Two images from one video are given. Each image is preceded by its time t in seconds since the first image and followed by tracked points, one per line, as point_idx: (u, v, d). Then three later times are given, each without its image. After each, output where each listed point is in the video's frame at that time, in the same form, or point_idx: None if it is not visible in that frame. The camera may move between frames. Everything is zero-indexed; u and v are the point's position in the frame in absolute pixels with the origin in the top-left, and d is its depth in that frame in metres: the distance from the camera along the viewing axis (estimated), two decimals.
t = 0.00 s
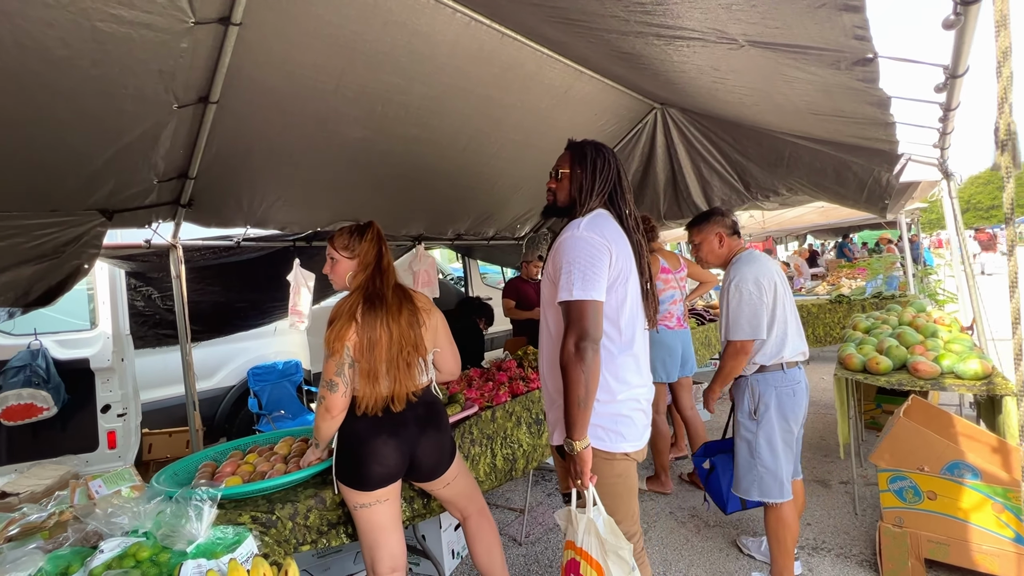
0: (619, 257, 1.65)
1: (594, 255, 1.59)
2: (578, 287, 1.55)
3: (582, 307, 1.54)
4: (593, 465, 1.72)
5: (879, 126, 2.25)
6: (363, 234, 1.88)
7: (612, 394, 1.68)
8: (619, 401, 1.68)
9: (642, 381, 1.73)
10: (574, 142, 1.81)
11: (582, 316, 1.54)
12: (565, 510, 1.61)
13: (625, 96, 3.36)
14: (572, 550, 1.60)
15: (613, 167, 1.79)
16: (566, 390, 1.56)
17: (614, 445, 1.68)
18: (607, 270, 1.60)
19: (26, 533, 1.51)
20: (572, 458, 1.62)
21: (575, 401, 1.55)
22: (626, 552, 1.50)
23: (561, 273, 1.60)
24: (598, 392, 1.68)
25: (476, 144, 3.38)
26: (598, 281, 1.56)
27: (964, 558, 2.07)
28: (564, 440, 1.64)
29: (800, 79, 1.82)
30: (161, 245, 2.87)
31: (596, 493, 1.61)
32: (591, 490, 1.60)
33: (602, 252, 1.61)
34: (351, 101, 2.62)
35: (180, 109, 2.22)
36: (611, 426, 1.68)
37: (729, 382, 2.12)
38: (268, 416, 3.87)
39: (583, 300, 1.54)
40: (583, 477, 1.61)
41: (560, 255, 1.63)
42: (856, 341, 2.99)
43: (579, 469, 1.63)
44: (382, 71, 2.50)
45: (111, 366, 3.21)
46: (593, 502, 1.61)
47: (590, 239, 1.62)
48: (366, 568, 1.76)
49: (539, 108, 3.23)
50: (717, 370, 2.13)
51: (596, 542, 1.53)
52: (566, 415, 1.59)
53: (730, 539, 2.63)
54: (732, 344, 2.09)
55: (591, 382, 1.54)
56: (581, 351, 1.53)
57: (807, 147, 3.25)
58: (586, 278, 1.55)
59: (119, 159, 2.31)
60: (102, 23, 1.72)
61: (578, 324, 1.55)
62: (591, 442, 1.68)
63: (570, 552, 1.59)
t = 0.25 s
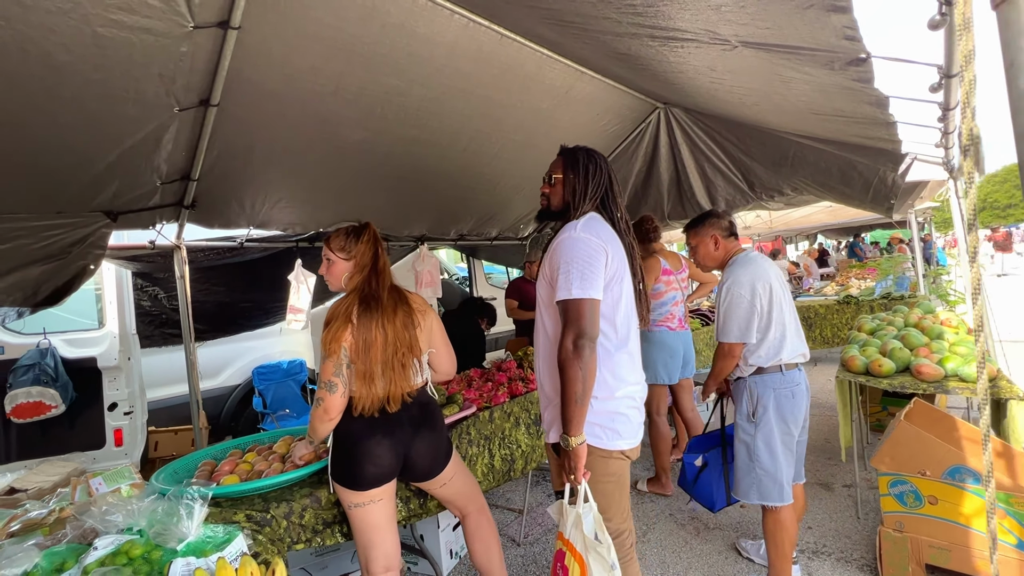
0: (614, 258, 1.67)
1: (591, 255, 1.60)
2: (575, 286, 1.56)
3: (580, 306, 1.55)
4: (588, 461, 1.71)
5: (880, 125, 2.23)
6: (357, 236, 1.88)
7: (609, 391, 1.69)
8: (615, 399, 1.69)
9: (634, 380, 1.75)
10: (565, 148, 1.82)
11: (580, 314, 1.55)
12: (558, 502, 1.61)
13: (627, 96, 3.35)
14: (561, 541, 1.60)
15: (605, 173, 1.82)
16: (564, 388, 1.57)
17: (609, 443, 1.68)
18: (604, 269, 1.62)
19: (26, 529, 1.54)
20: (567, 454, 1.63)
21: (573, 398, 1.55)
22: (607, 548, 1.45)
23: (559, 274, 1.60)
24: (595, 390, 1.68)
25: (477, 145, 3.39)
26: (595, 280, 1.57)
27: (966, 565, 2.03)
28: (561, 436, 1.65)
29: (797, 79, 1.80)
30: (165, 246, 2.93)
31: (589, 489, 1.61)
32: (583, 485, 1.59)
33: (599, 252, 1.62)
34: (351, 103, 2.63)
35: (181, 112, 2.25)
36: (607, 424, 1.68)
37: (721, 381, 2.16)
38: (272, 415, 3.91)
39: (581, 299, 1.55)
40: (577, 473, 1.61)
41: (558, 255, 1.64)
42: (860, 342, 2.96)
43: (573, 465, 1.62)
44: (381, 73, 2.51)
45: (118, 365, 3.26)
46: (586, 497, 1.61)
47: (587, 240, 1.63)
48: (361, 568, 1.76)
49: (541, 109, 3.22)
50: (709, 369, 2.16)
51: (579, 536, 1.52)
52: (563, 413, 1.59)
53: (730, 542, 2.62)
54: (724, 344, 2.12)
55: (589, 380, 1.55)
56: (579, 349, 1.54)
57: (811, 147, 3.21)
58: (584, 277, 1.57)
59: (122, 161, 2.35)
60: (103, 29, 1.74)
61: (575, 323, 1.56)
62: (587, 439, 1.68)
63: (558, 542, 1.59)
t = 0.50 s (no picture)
0: (611, 258, 1.70)
1: (590, 254, 1.63)
2: (574, 283, 1.58)
3: (578, 303, 1.57)
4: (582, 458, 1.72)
5: (881, 125, 2.20)
6: (352, 238, 1.90)
7: (606, 387, 1.70)
8: (610, 395, 1.71)
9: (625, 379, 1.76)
10: (556, 157, 1.84)
11: (578, 311, 1.56)
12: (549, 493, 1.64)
13: (629, 97, 3.34)
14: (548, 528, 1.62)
15: (597, 180, 1.83)
16: (562, 383, 1.58)
17: (603, 438, 1.70)
18: (602, 268, 1.64)
19: (33, 522, 1.59)
20: (562, 448, 1.64)
21: (572, 393, 1.56)
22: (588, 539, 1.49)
23: (559, 271, 1.62)
24: (594, 387, 1.70)
25: (479, 146, 3.41)
26: (594, 278, 1.59)
27: (965, 570, 2.03)
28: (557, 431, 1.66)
29: (792, 80, 1.79)
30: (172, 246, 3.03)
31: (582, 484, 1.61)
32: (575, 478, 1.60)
33: (596, 252, 1.64)
34: (353, 105, 2.66)
35: (185, 116, 2.30)
36: (604, 421, 1.70)
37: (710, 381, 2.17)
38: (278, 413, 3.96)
39: (581, 296, 1.57)
40: (571, 467, 1.62)
41: (557, 253, 1.65)
42: (863, 344, 2.93)
43: (569, 458, 1.63)
44: (382, 76, 2.53)
45: (128, 363, 3.36)
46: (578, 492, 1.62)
47: (586, 239, 1.66)
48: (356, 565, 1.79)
49: (543, 110, 3.22)
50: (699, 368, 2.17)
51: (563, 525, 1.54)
52: (561, 408, 1.60)
53: (728, 544, 2.61)
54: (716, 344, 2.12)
55: (587, 376, 1.56)
56: (578, 345, 1.55)
57: (815, 146, 3.18)
58: (584, 274, 1.59)
59: (129, 164, 2.41)
60: (107, 36, 1.77)
61: (573, 320, 1.57)
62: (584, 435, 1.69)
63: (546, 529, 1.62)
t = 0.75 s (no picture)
0: (608, 260, 1.71)
1: (589, 254, 1.64)
2: (573, 282, 1.59)
3: (577, 302, 1.58)
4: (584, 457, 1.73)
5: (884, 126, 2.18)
6: (350, 240, 1.93)
7: (607, 387, 1.71)
8: (610, 394, 1.71)
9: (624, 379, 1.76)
10: (552, 163, 1.85)
11: (577, 309, 1.57)
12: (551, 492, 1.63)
13: (633, 98, 3.33)
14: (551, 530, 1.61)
15: (593, 186, 1.84)
16: (562, 381, 1.58)
17: (603, 438, 1.70)
18: (600, 268, 1.64)
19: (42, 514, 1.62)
20: (563, 445, 1.64)
21: (573, 391, 1.57)
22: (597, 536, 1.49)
23: (558, 271, 1.63)
24: (595, 386, 1.70)
25: (482, 148, 3.42)
26: (593, 277, 1.60)
27: None
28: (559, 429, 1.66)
29: (791, 82, 1.78)
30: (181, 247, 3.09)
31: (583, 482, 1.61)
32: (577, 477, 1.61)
33: (595, 252, 1.65)
34: (356, 108, 2.69)
35: (192, 119, 2.34)
36: (604, 420, 1.70)
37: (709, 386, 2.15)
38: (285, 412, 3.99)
39: (580, 295, 1.57)
40: (572, 464, 1.62)
41: (556, 253, 1.67)
42: (869, 347, 2.90)
43: (569, 457, 1.63)
44: (385, 79, 2.55)
45: (139, 361, 3.43)
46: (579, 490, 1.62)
47: (584, 239, 1.67)
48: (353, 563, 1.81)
49: (546, 111, 3.23)
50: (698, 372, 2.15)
51: (572, 523, 1.54)
52: (562, 407, 1.61)
53: (728, 547, 2.60)
54: (713, 345, 2.11)
55: (588, 374, 1.57)
56: (578, 343, 1.56)
57: (822, 147, 3.15)
58: (583, 273, 1.60)
59: (137, 166, 2.46)
60: (115, 42, 1.81)
61: (572, 319, 1.58)
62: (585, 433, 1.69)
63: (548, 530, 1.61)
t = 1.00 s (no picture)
0: (609, 260, 1.69)
1: (590, 255, 1.62)
2: (574, 284, 1.57)
3: (579, 305, 1.56)
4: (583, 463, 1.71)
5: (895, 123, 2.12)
6: (351, 240, 1.94)
7: (607, 391, 1.69)
8: (610, 399, 1.69)
9: (624, 383, 1.74)
10: (553, 161, 1.84)
11: (578, 312, 1.56)
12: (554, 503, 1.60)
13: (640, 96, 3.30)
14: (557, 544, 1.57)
15: (593, 185, 1.82)
16: (563, 385, 1.57)
17: (603, 443, 1.68)
18: (602, 270, 1.63)
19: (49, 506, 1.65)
20: (566, 452, 1.62)
21: (574, 395, 1.55)
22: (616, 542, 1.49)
23: (559, 272, 1.61)
24: (595, 390, 1.68)
25: (488, 148, 3.42)
26: (595, 280, 1.58)
27: None
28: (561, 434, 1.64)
29: (796, 79, 1.74)
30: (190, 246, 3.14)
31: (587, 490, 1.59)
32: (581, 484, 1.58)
33: (596, 253, 1.63)
34: (362, 108, 2.70)
35: (199, 120, 2.37)
36: (605, 425, 1.68)
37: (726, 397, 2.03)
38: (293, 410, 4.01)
39: (582, 297, 1.56)
40: (577, 471, 1.59)
41: (557, 254, 1.65)
42: (881, 351, 2.83)
43: (571, 462, 1.61)
44: (389, 79, 2.55)
45: (150, 358, 3.49)
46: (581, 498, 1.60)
47: (586, 241, 1.65)
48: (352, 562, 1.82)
49: (553, 110, 3.20)
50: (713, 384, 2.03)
51: (585, 531, 1.51)
52: (563, 410, 1.59)
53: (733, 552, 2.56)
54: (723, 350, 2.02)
55: (589, 377, 1.55)
56: (580, 346, 1.54)
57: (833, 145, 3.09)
58: (584, 275, 1.58)
59: (146, 167, 2.50)
60: (121, 45, 1.84)
61: (573, 322, 1.56)
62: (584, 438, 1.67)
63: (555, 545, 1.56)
